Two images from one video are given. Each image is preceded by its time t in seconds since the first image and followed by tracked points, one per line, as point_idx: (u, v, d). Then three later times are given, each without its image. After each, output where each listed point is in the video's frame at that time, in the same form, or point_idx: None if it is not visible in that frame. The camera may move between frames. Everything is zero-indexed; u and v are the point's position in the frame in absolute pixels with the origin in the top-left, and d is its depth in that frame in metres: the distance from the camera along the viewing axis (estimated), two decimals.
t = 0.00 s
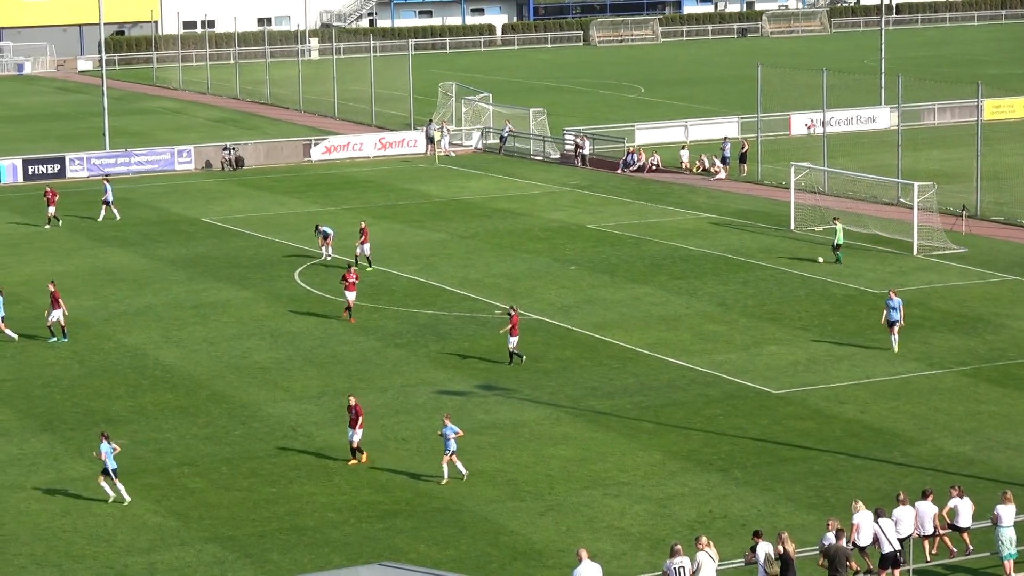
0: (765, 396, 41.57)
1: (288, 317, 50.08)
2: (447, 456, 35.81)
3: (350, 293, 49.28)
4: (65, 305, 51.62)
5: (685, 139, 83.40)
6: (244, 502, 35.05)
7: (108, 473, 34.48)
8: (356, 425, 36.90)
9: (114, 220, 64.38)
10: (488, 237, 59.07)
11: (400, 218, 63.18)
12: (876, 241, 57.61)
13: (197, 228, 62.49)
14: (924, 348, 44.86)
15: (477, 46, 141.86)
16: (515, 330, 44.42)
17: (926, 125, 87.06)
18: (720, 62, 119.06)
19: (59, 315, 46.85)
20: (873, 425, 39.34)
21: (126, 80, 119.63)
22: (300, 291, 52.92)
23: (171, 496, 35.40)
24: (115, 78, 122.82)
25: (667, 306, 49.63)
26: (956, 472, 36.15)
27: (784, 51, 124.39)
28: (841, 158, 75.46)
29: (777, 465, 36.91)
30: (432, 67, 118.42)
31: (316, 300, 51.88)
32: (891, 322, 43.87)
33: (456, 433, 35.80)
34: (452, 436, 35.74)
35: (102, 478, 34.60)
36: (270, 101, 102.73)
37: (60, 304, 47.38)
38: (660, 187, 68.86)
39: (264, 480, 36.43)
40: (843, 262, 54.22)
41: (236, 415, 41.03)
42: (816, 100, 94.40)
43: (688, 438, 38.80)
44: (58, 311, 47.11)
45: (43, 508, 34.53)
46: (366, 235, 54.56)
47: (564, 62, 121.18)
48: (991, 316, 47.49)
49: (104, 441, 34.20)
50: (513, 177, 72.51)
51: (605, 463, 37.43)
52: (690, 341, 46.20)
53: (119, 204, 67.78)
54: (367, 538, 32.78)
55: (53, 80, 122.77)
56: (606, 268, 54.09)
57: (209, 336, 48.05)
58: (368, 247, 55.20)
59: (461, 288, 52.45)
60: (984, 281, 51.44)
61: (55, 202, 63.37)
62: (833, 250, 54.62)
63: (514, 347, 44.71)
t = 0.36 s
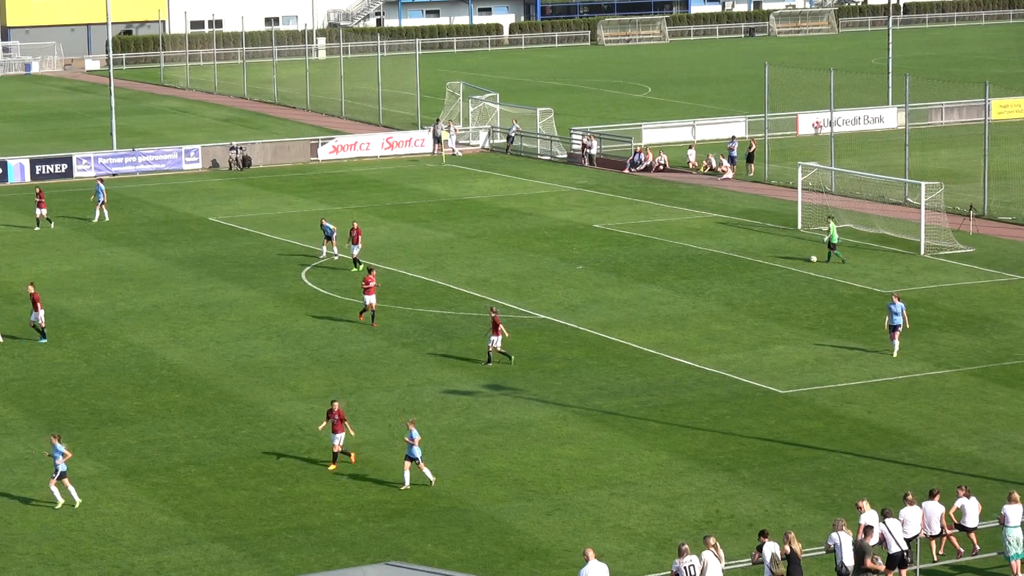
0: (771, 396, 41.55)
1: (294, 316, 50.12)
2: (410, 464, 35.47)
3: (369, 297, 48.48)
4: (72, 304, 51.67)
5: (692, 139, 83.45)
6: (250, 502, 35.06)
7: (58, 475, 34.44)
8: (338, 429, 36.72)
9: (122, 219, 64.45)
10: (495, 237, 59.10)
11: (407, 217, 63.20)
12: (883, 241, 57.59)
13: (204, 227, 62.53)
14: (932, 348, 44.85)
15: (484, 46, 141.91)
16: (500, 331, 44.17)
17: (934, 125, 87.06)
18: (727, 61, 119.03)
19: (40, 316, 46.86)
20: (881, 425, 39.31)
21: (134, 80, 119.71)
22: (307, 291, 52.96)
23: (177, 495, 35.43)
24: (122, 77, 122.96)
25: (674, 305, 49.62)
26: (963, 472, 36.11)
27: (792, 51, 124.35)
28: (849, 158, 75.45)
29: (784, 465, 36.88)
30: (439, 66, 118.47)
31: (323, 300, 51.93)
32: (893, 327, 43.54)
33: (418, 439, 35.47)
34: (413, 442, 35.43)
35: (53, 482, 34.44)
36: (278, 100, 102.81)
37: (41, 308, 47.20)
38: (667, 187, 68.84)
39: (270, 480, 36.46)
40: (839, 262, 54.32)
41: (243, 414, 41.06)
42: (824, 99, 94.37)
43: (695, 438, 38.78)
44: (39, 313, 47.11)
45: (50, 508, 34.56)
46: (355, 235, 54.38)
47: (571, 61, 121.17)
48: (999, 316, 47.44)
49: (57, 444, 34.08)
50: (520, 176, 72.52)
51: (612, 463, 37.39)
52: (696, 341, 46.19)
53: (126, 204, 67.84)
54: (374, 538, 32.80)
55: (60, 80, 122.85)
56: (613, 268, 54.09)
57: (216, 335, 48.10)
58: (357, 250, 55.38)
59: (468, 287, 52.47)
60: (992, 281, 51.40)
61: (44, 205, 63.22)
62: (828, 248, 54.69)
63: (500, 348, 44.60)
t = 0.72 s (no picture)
0: (783, 397, 41.55)
1: (305, 317, 50.21)
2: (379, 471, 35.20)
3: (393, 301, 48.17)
4: (83, 304, 51.80)
5: (703, 140, 83.44)
6: (261, 502, 35.13)
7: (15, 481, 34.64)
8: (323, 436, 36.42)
9: (134, 220, 64.60)
10: (506, 237, 59.15)
11: (418, 218, 63.30)
12: (894, 242, 57.54)
13: (215, 228, 62.64)
14: (943, 349, 44.80)
15: (495, 47, 142.11)
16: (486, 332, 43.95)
17: (945, 125, 86.95)
18: (738, 62, 119.02)
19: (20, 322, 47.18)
20: (892, 425, 39.28)
21: (145, 81, 120.01)
22: (319, 292, 53.04)
23: (189, 496, 35.50)
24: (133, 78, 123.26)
25: (685, 306, 49.62)
26: (975, 473, 36.07)
27: (803, 52, 124.34)
28: (860, 159, 75.42)
29: (795, 466, 36.87)
30: (450, 67, 118.60)
31: (334, 301, 52.02)
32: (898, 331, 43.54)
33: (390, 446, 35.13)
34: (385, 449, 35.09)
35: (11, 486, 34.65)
36: (289, 101, 102.97)
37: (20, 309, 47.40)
38: (679, 187, 68.82)
39: (282, 480, 36.51)
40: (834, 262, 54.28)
41: (255, 415, 41.13)
42: (835, 99, 94.34)
43: (706, 439, 38.78)
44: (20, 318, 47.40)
45: (62, 508, 34.67)
46: (355, 240, 53.80)
47: (581, 62, 121.23)
48: (1011, 317, 47.40)
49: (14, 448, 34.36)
50: (531, 177, 72.57)
51: (623, 464, 37.39)
52: (707, 341, 46.18)
53: (138, 204, 67.99)
54: (385, 538, 32.85)
55: (72, 81, 123.10)
56: (624, 269, 54.11)
57: (227, 336, 48.20)
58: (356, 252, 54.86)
59: (479, 288, 52.53)
60: (1004, 282, 51.34)
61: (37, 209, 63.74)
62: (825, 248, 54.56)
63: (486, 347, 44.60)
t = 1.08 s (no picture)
0: (789, 397, 41.54)
1: (312, 317, 50.25)
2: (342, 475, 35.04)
3: (413, 306, 47.75)
4: (90, 304, 51.87)
5: (710, 140, 83.43)
6: (267, 503, 35.15)
7: None
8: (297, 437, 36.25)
9: (141, 220, 64.68)
10: (513, 237, 59.18)
11: (425, 218, 63.33)
12: (901, 242, 57.49)
13: (222, 228, 62.72)
14: (950, 349, 44.78)
15: (502, 47, 142.21)
16: (466, 331, 44.16)
17: (953, 126, 86.87)
18: (745, 62, 118.97)
19: None
20: (898, 425, 39.27)
21: (153, 80, 120.16)
22: (326, 291, 53.09)
23: (195, 495, 35.55)
24: (141, 78, 123.48)
25: (692, 306, 49.60)
26: (981, 473, 36.05)
27: (811, 52, 124.29)
28: (868, 159, 75.41)
29: (802, 466, 36.85)
30: (457, 67, 118.66)
31: (341, 300, 52.07)
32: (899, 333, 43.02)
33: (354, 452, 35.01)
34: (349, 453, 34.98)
35: None
36: (296, 101, 103.06)
37: None
38: (686, 187, 68.80)
39: (289, 480, 36.57)
40: (830, 262, 54.24)
41: (261, 415, 41.16)
42: (842, 100, 94.31)
43: (713, 439, 38.79)
44: None
45: (68, 507, 34.73)
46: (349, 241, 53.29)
47: (589, 62, 121.18)
48: (1018, 317, 47.37)
49: None
50: (538, 177, 72.60)
51: (630, 464, 37.38)
52: (714, 341, 46.18)
53: (145, 204, 68.06)
54: (392, 538, 32.87)
55: (79, 81, 123.33)
56: (631, 268, 54.14)
57: (234, 335, 48.24)
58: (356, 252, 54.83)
59: (486, 288, 52.55)
60: (1010, 282, 51.31)
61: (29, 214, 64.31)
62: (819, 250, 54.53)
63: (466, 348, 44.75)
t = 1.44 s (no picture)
0: (811, 397, 41.48)
1: (334, 318, 50.35)
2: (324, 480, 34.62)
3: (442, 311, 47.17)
4: (113, 304, 52.05)
5: (732, 141, 83.36)
6: (288, 504, 35.22)
7: None
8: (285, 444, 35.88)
9: (163, 220, 64.89)
10: (534, 238, 59.19)
11: (446, 218, 63.40)
12: (923, 242, 57.33)
13: (244, 228, 62.87)
14: (973, 350, 44.66)
15: (523, 47, 142.31)
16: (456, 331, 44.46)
17: (975, 126, 86.68)
18: (767, 63, 118.76)
19: None
20: (921, 426, 39.18)
21: (174, 80, 120.49)
22: (348, 292, 53.18)
23: (218, 495, 35.67)
24: (162, 78, 123.78)
25: (714, 307, 49.56)
26: (1005, 474, 35.94)
27: (832, 52, 124.05)
28: (889, 159, 75.26)
29: (824, 467, 36.79)
30: (477, 67, 118.74)
31: (363, 301, 52.16)
32: (912, 339, 42.79)
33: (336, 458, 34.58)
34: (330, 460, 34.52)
35: None
36: (317, 101, 103.23)
37: None
38: (707, 188, 68.71)
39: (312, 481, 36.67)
40: (843, 262, 54.13)
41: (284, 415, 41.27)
42: (864, 100, 94.12)
43: (735, 439, 38.75)
44: None
45: (91, 507, 34.88)
46: (359, 238, 53.67)
47: (609, 62, 121.06)
48: None
49: None
50: (560, 177, 72.59)
51: (651, 465, 37.36)
52: (736, 342, 46.14)
53: (167, 204, 68.28)
54: (414, 538, 32.93)
55: (101, 80, 123.74)
56: (653, 269, 54.13)
57: (256, 336, 48.38)
58: (365, 253, 54.95)
59: (508, 288, 52.58)
60: None
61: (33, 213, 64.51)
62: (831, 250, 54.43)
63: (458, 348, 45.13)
